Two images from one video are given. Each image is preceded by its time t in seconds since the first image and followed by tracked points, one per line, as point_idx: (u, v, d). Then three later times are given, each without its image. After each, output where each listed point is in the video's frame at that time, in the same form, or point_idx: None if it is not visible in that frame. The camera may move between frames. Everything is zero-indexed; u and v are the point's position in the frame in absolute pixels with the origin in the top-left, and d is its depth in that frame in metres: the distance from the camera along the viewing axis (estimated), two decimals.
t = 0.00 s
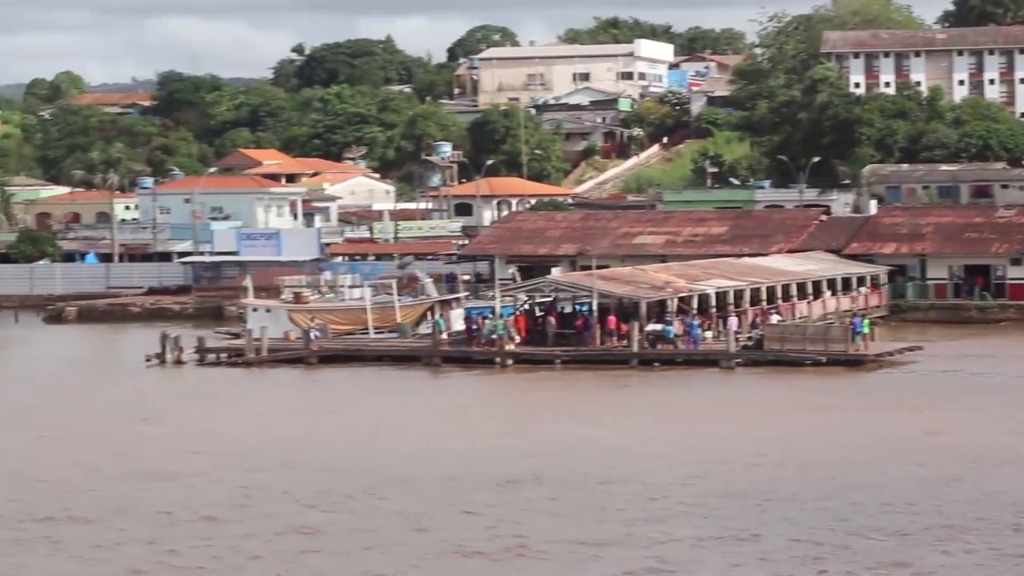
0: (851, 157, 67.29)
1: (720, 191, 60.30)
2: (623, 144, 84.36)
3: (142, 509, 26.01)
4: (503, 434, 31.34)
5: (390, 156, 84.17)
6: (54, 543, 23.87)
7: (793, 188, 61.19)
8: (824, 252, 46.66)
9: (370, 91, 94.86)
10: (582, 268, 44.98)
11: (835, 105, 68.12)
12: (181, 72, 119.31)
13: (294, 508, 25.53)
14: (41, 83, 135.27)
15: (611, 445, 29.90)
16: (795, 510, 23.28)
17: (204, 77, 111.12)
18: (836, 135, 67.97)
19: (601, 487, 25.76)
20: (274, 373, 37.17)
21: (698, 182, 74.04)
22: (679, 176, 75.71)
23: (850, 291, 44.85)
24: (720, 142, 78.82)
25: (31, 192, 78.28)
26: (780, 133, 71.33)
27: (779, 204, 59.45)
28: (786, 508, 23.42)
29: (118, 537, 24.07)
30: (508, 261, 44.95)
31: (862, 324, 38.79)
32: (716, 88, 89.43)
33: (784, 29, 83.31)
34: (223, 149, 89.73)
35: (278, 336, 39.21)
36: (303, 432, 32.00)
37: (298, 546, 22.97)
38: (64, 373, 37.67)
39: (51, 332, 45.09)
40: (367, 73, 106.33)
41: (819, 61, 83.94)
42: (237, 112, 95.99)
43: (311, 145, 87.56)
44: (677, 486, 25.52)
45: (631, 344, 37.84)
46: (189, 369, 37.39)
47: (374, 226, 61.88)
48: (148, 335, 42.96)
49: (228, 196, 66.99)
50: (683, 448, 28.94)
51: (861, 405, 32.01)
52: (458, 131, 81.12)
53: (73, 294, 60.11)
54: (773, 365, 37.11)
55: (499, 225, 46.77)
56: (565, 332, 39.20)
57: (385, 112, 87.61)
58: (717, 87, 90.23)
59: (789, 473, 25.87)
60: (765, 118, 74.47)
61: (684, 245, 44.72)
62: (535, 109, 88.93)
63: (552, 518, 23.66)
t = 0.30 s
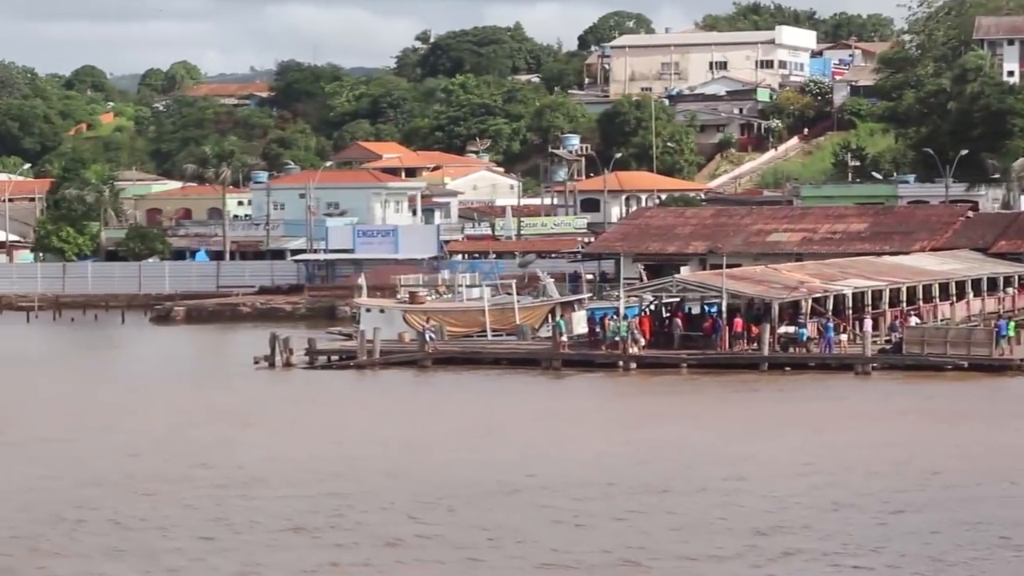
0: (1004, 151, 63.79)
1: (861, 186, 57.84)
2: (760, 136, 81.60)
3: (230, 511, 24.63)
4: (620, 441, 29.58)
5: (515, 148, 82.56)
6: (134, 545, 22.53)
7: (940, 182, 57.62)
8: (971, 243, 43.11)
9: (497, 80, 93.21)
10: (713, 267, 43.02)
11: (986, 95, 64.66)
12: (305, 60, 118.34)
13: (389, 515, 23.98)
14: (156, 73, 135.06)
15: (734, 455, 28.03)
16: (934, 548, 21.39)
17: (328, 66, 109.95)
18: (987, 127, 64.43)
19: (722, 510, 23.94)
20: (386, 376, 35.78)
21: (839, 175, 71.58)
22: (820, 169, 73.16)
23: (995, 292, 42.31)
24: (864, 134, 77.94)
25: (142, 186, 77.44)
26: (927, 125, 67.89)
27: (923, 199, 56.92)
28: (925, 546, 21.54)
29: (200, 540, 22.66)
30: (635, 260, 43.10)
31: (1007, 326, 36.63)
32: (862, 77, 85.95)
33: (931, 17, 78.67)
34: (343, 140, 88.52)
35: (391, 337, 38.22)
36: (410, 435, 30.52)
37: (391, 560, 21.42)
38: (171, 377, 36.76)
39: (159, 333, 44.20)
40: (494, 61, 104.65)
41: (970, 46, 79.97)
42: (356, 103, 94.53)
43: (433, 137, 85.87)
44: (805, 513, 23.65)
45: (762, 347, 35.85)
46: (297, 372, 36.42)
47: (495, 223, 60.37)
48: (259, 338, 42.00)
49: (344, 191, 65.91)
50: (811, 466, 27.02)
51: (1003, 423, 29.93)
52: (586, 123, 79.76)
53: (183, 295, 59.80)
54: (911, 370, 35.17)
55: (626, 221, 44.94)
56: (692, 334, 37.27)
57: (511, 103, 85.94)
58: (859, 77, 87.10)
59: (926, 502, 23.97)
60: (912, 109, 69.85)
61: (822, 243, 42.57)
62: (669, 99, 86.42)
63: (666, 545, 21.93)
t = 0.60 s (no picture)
0: None
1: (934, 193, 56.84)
2: (833, 142, 80.78)
3: (284, 518, 24.23)
4: (683, 452, 29.01)
5: (582, 153, 82.20)
6: (186, 553, 22.15)
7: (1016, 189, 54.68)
8: None
9: (565, 84, 92.59)
10: (783, 274, 42.30)
11: None
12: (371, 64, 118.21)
13: (445, 526, 23.49)
14: (220, 75, 135.32)
15: (800, 468, 27.39)
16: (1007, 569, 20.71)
17: (395, 71, 109.70)
18: None
19: (787, 525, 23.33)
20: (447, 384, 35.32)
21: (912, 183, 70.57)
22: (891, 175, 72.14)
23: None
24: (937, 139, 77.56)
25: (206, 191, 77.60)
26: (1002, 132, 64.97)
27: (998, 207, 55.87)
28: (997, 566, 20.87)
29: (252, 549, 22.26)
30: (702, 267, 42.47)
31: None
32: (935, 82, 84.55)
33: (1000, 3, 74.38)
34: (408, 144, 88.23)
35: (453, 345, 37.79)
36: (470, 445, 30.06)
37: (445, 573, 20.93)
38: (232, 385, 36.51)
39: (220, 340, 43.99)
40: (562, 65, 104.15)
41: None
42: (422, 107, 94.18)
43: (499, 142, 85.33)
44: (873, 529, 23.00)
45: (831, 356, 35.22)
46: (357, 380, 36.09)
47: (563, 228, 59.83)
48: (321, 345, 41.69)
49: (408, 196, 65.55)
50: (879, 479, 26.34)
51: None
52: (655, 128, 79.14)
53: (243, 300, 59.64)
54: (984, 380, 34.50)
55: (694, 228, 44.28)
56: (760, 342, 36.60)
57: (579, 107, 85.33)
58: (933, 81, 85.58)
59: (997, 519, 23.30)
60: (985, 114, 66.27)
61: (893, 250, 41.76)
62: (740, 104, 85.43)
63: (728, 562, 21.34)
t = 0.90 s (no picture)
0: None
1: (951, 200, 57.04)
2: (852, 148, 80.92)
3: (302, 522, 24.43)
4: (700, 456, 29.17)
5: (602, 159, 83.15)
6: (204, 557, 22.34)
7: None
8: None
9: (585, 90, 92.76)
10: (801, 280, 42.41)
11: None
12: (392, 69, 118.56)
13: (462, 531, 23.65)
14: (241, 81, 135.69)
15: (815, 473, 27.53)
16: None
17: (415, 77, 110.02)
18: None
19: (801, 531, 23.44)
20: (467, 389, 35.50)
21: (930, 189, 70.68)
22: (911, 183, 72.22)
23: None
24: (956, 146, 77.54)
25: (227, 196, 78.00)
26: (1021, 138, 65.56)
27: (1017, 214, 55.92)
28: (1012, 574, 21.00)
29: (269, 552, 22.48)
30: (721, 272, 42.59)
31: None
32: (954, 89, 84.61)
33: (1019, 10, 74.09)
34: (428, 150, 88.53)
35: (471, 350, 37.90)
36: (488, 450, 30.23)
37: None
38: (252, 390, 36.74)
39: (241, 344, 44.23)
40: (582, 71, 104.43)
41: None
42: (443, 113, 94.47)
43: (519, 147, 85.53)
44: (888, 535, 23.11)
45: (848, 362, 35.45)
46: (376, 384, 36.29)
47: (582, 234, 60.01)
48: (342, 350, 41.90)
49: (428, 201, 65.76)
50: (894, 485, 26.45)
51: None
52: (674, 134, 79.21)
53: (265, 304, 59.81)
54: (1002, 386, 34.68)
55: (712, 234, 44.39)
56: (777, 348, 36.76)
57: (599, 113, 85.54)
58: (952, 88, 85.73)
59: (1010, 526, 23.44)
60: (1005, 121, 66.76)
61: (911, 256, 41.85)
62: (760, 110, 85.57)
63: (744, 567, 21.49)
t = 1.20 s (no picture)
0: None
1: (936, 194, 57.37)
2: (838, 143, 81.34)
3: (293, 514, 24.71)
4: (686, 450, 29.50)
5: (590, 153, 83.51)
6: (195, 549, 22.61)
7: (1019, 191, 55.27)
8: None
9: (573, 85, 93.05)
10: (788, 274, 42.68)
11: None
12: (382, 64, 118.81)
13: (450, 523, 23.94)
14: (231, 76, 135.79)
15: (800, 466, 27.85)
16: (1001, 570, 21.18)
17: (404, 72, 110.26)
18: None
19: (785, 523, 23.77)
20: (456, 382, 35.79)
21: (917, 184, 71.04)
22: (897, 177, 72.65)
23: None
24: (942, 141, 77.88)
25: (216, 191, 78.24)
26: (1005, 133, 65.95)
27: (1003, 208, 56.23)
28: (992, 567, 21.36)
29: (260, 544, 22.77)
30: (708, 266, 42.88)
31: None
32: (940, 84, 85.13)
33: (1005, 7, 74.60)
34: (418, 145, 88.73)
35: (460, 344, 38.19)
36: (478, 443, 30.53)
37: (450, 569, 21.39)
38: (243, 383, 37.01)
39: (232, 337, 44.48)
40: (570, 66, 104.78)
41: None
42: (432, 108, 94.70)
43: (509, 142, 85.83)
44: (871, 528, 23.44)
45: (835, 355, 35.81)
46: (365, 378, 36.57)
47: (571, 228, 60.32)
48: (333, 343, 42.17)
49: (417, 196, 66.01)
50: (876, 478, 26.81)
51: None
52: (662, 129, 79.32)
53: (256, 297, 60.02)
54: (987, 378, 35.17)
55: (700, 227, 44.66)
56: (764, 341, 37.07)
57: (587, 108, 85.85)
58: (939, 83, 86.12)
59: (987, 519, 23.86)
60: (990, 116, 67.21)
61: (896, 250, 42.16)
62: (747, 105, 86.05)
63: (728, 558, 21.80)
